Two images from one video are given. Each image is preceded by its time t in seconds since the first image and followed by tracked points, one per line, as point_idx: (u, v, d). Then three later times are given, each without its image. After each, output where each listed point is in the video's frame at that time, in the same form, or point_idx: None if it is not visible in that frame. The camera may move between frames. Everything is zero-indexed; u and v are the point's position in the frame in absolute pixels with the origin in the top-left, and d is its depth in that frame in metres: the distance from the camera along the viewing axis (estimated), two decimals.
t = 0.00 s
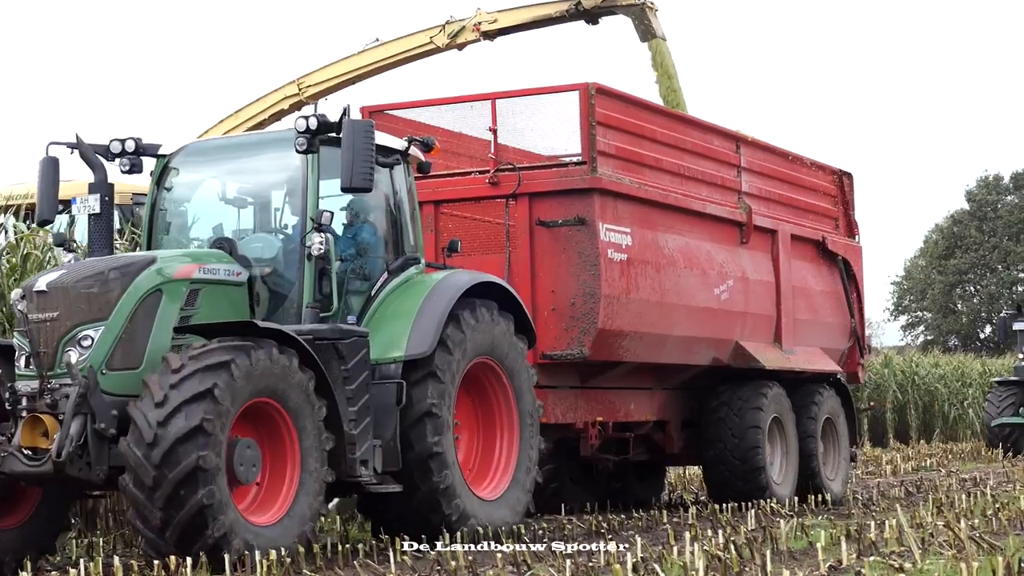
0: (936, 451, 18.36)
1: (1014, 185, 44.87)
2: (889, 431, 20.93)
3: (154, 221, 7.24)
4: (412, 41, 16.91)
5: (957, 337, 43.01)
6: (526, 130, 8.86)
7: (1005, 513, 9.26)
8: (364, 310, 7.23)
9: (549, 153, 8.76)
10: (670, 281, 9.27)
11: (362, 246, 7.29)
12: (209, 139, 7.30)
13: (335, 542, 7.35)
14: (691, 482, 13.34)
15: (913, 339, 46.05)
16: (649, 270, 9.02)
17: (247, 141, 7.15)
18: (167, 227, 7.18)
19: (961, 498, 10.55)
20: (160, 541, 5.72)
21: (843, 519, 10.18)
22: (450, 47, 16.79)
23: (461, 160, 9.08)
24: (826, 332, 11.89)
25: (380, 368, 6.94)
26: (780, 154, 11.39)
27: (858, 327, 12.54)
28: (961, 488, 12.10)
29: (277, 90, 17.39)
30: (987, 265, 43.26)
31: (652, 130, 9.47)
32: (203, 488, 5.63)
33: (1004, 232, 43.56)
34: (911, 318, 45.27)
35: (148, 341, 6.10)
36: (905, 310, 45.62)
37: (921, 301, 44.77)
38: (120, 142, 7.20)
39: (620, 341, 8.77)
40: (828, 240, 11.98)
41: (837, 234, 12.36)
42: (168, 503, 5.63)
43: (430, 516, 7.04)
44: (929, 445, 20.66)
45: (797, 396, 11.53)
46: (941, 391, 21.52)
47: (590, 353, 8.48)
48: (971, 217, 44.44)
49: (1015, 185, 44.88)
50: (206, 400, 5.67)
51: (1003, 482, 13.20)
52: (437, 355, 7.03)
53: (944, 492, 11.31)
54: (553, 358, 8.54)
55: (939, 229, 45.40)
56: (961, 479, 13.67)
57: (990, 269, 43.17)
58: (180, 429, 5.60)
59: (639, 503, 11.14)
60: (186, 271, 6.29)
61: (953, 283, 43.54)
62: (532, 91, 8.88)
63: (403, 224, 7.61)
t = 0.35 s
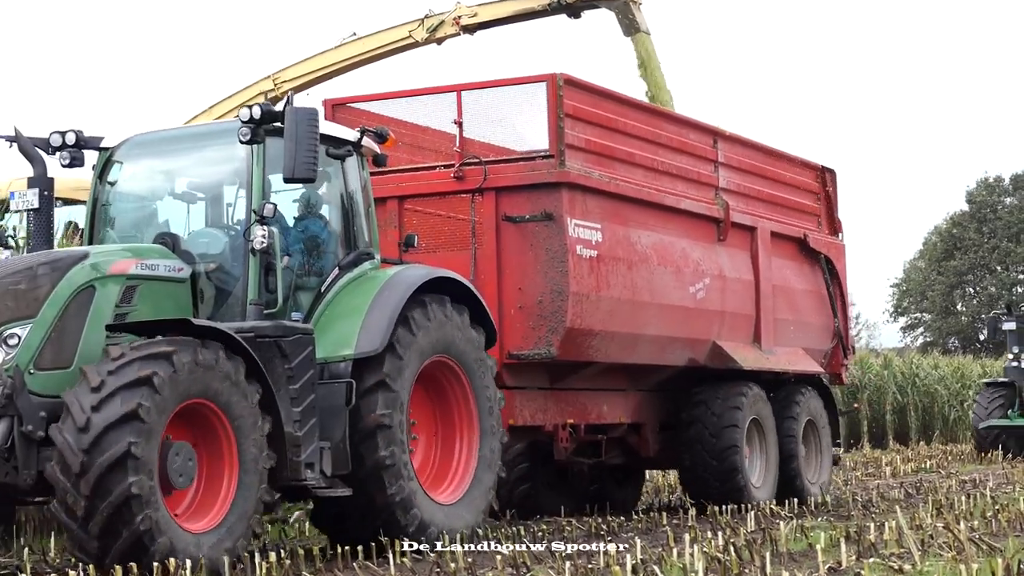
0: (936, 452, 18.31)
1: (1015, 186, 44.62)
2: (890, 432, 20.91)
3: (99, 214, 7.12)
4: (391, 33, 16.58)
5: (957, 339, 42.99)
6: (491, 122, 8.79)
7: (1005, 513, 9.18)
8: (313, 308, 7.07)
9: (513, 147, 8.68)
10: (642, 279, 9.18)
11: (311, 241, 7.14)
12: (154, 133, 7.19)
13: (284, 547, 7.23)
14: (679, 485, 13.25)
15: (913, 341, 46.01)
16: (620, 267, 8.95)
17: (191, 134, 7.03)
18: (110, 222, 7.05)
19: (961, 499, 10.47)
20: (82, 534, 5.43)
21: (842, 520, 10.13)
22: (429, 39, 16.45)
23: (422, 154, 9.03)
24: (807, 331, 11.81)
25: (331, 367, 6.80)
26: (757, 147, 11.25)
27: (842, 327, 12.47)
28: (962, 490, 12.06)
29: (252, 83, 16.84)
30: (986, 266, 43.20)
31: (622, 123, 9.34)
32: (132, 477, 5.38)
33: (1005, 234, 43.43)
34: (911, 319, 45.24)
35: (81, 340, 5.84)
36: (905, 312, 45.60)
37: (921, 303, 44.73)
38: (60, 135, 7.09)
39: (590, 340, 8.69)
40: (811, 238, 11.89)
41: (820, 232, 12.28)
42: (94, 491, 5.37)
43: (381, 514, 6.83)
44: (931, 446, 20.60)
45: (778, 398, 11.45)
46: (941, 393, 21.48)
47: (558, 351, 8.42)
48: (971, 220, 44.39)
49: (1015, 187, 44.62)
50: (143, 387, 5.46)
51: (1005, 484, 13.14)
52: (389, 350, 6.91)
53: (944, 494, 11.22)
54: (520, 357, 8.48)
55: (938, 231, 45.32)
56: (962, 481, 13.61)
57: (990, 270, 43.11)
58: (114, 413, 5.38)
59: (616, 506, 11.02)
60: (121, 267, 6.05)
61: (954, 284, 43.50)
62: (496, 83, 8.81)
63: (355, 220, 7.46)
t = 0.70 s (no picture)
0: (936, 452, 18.64)
1: (1012, 189, 44.79)
2: (887, 433, 21.17)
3: (33, 208, 6.60)
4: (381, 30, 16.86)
5: (957, 340, 43.37)
6: (450, 113, 8.21)
7: (1004, 515, 9.46)
8: (259, 306, 6.58)
9: (478, 138, 8.10)
10: (609, 273, 8.64)
11: (257, 235, 6.64)
12: (95, 121, 6.69)
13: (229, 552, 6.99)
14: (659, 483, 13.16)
15: (912, 342, 46.36)
16: (587, 263, 8.42)
17: (135, 122, 6.54)
18: (44, 217, 6.52)
19: (952, 501, 10.75)
20: None
21: (841, 521, 10.39)
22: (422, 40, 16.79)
23: (383, 146, 8.40)
24: (788, 331, 11.27)
25: (277, 366, 6.35)
26: (737, 142, 10.77)
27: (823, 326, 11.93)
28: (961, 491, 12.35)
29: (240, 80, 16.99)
30: (985, 268, 43.51)
31: (593, 113, 8.81)
32: (57, 467, 4.96)
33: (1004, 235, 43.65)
34: (911, 321, 45.70)
35: (9, 336, 5.45)
36: (904, 314, 46.00)
37: (920, 304, 45.15)
38: None
39: (555, 339, 8.18)
40: (790, 234, 11.26)
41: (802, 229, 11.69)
42: (17, 479, 4.93)
43: (330, 521, 6.33)
44: (930, 447, 20.91)
45: (755, 398, 10.98)
46: (941, 395, 21.76)
47: (521, 351, 7.92)
48: (968, 221, 44.54)
49: (1013, 189, 44.79)
50: (80, 375, 5.12)
51: (1003, 486, 13.45)
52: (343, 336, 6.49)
53: (942, 495, 11.43)
54: (482, 356, 7.96)
55: (936, 232, 45.59)
56: (959, 482, 13.92)
57: (989, 271, 43.42)
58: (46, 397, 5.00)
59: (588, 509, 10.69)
60: (54, 260, 5.68)
61: (954, 285, 43.74)
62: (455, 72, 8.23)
63: (307, 216, 6.98)
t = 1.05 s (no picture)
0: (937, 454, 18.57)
1: (1012, 190, 44.70)
2: (887, 436, 21.12)
3: None
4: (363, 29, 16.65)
5: (957, 341, 43.34)
6: (414, 104, 7.89)
7: (1005, 517, 9.40)
8: (202, 303, 6.25)
9: (442, 131, 7.80)
10: (580, 270, 8.34)
11: (203, 229, 6.31)
12: (39, 110, 6.35)
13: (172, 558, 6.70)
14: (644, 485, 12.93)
15: (912, 344, 46.31)
16: (556, 260, 8.11)
17: (76, 110, 6.19)
18: None
19: (949, 503, 10.68)
20: None
21: (840, 523, 10.33)
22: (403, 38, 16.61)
23: (344, 139, 8.04)
24: (770, 330, 11.01)
25: (220, 366, 6.02)
26: (715, 136, 10.49)
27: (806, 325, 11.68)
28: (961, 493, 12.31)
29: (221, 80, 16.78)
30: (987, 270, 43.44)
31: (563, 104, 8.51)
32: None
33: (1003, 237, 43.53)
34: (911, 323, 45.74)
35: None
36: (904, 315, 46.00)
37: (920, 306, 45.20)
38: None
39: (523, 339, 7.88)
40: (771, 231, 11.02)
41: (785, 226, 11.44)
42: None
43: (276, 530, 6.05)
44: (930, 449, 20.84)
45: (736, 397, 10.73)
46: (941, 397, 21.66)
47: (486, 351, 7.61)
48: (969, 223, 44.40)
49: (1013, 191, 44.70)
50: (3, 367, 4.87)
51: (1003, 488, 13.41)
52: (306, 316, 6.26)
53: (944, 497, 11.46)
54: (445, 355, 7.65)
55: (936, 234, 45.49)
56: (960, 484, 13.87)
57: (990, 274, 43.35)
58: None
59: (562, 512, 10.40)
60: None
61: (956, 287, 43.67)
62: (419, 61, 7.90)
63: (259, 211, 6.68)
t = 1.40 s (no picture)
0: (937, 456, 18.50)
1: (1011, 191, 44.61)
2: (885, 436, 21.07)
3: None
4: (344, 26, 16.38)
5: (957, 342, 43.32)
6: (376, 94, 7.66)
7: (1003, 518, 9.35)
8: (141, 299, 5.90)
9: (404, 122, 7.57)
10: (549, 266, 8.13)
11: (144, 219, 6.00)
12: None
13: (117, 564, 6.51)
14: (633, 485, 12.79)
15: (912, 344, 46.28)
16: (523, 256, 7.89)
17: (8, 97, 5.91)
18: None
19: (943, 505, 10.62)
20: None
21: (839, 524, 10.28)
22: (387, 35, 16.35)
23: (305, 130, 7.81)
24: (752, 329, 10.82)
25: (159, 362, 5.69)
26: (694, 130, 10.25)
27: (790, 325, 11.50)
28: (961, 495, 12.25)
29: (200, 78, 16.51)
30: (987, 271, 43.40)
31: (532, 96, 8.30)
32: None
33: (1002, 238, 43.41)
34: (910, 324, 45.72)
35: None
36: (904, 316, 46.08)
37: (920, 307, 45.36)
38: None
39: (487, 336, 7.67)
40: (752, 227, 10.83)
41: (767, 223, 11.26)
42: None
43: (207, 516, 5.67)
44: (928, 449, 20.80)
45: (715, 395, 10.57)
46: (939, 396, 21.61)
47: (448, 348, 7.36)
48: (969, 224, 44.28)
49: (1012, 192, 44.61)
50: None
51: (1003, 490, 13.37)
52: (270, 295, 6.10)
53: (944, 498, 11.41)
54: (405, 354, 7.40)
55: (935, 234, 45.41)
56: (961, 485, 13.82)
57: (990, 276, 43.30)
58: None
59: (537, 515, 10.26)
60: None
61: (955, 288, 43.64)
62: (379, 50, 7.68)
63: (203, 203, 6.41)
